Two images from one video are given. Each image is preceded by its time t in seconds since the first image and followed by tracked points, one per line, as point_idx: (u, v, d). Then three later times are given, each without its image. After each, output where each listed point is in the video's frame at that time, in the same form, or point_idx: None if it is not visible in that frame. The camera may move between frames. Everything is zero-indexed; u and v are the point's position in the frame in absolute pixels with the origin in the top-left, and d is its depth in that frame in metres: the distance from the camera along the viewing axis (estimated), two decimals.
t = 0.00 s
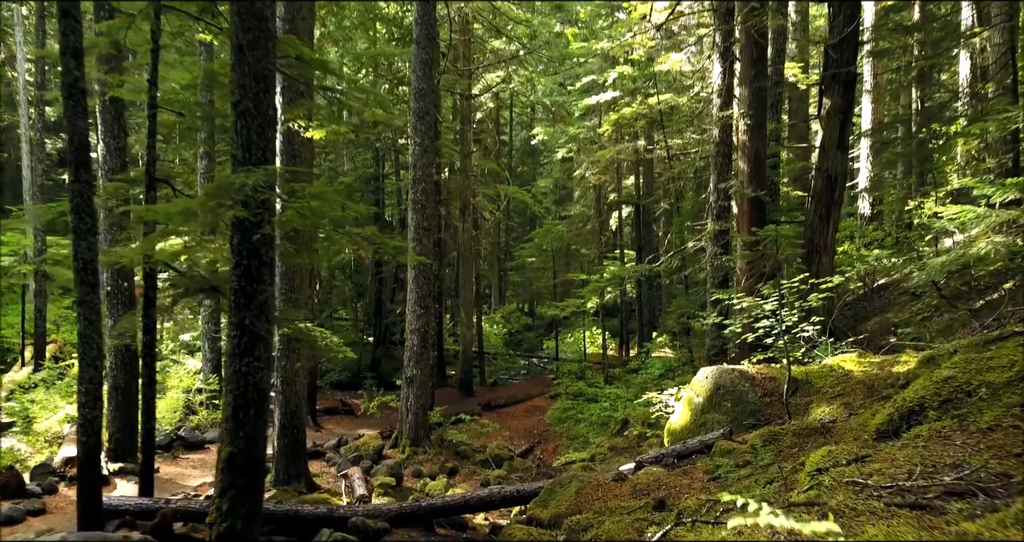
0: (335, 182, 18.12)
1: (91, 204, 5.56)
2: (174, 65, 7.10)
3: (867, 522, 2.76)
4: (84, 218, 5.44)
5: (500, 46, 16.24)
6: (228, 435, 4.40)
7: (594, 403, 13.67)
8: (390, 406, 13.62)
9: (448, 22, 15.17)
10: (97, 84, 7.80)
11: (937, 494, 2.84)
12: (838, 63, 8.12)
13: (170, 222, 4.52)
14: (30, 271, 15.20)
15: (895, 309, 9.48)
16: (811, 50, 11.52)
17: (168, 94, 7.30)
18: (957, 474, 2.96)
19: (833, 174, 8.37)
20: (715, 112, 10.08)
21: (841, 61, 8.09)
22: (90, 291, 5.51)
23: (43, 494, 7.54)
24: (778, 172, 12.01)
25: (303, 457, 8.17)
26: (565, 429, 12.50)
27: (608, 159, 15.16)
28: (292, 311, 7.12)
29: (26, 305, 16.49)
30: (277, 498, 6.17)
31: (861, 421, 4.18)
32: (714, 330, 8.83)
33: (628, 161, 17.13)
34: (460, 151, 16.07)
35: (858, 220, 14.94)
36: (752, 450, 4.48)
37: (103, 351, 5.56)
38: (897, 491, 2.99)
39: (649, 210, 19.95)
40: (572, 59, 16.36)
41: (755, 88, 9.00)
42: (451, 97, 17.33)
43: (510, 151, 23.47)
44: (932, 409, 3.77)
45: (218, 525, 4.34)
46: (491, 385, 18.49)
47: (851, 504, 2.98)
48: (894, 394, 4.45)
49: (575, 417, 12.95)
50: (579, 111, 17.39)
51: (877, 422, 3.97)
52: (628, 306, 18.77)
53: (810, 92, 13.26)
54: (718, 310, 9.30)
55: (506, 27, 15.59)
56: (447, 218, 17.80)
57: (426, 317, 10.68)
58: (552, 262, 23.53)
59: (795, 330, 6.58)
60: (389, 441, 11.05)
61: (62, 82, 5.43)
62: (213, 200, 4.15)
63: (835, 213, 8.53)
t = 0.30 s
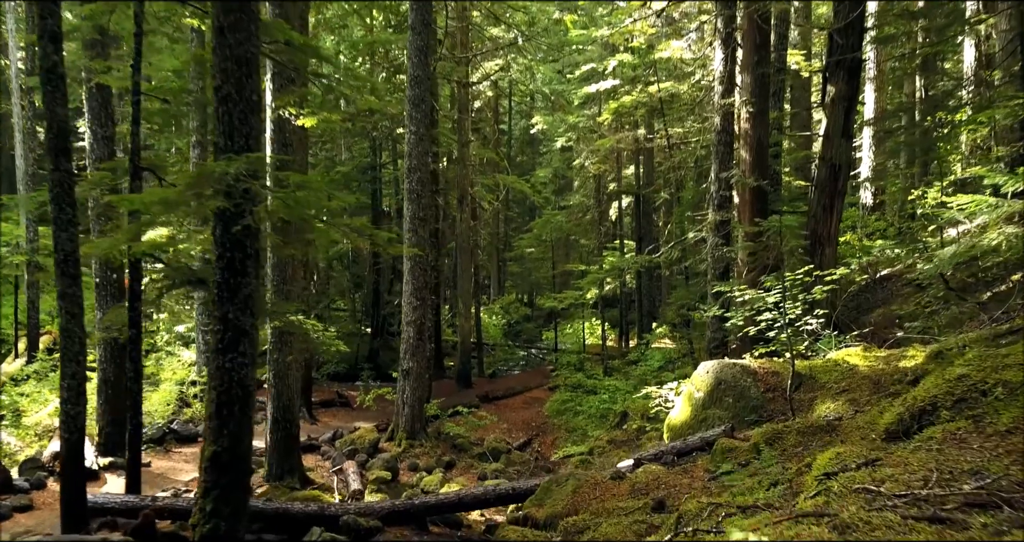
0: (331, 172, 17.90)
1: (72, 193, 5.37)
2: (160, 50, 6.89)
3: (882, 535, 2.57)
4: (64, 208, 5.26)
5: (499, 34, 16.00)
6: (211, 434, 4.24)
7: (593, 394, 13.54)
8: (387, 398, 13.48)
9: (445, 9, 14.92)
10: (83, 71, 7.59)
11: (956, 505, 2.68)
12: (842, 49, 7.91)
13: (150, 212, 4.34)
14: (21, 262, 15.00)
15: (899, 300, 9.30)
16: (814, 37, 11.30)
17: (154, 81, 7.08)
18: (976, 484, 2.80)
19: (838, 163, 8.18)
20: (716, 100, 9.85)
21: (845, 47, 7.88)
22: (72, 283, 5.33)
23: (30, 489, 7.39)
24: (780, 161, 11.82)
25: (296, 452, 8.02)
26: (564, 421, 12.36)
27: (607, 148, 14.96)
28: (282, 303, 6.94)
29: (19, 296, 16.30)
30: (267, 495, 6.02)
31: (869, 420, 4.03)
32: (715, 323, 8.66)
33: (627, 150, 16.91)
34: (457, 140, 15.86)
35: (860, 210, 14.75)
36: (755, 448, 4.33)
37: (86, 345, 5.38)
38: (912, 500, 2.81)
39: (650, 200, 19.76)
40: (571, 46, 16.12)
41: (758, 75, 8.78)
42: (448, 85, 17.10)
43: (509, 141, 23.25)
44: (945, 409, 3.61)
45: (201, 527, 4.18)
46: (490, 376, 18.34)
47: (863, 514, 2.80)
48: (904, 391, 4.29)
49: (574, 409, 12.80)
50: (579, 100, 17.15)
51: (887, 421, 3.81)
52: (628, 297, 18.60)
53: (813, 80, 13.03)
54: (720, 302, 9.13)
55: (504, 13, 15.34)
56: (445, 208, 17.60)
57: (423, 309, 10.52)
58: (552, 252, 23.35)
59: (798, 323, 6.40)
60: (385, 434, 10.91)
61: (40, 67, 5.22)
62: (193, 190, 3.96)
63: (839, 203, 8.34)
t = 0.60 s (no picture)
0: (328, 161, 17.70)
1: (52, 182, 5.17)
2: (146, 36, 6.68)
3: None
4: (44, 198, 5.07)
5: (497, 21, 15.76)
6: (193, 433, 4.08)
7: (592, 386, 13.41)
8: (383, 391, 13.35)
9: None
10: (68, 57, 7.37)
11: (978, 521, 2.51)
12: (847, 34, 7.70)
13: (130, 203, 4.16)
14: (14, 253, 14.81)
15: (903, 292, 9.14)
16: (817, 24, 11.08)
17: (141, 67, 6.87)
18: (999, 497, 2.64)
19: (841, 152, 7.99)
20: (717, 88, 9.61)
21: (850, 33, 7.68)
22: (53, 277, 5.14)
23: (17, 485, 7.23)
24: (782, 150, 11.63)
25: (289, 447, 7.89)
26: (562, 414, 12.23)
27: (607, 138, 14.76)
28: (273, 296, 6.78)
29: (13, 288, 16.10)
30: (257, 493, 5.87)
31: (878, 420, 3.87)
32: (716, 315, 8.50)
33: (627, 140, 16.72)
34: (455, 130, 15.66)
35: (862, 200, 14.57)
36: (758, 448, 4.17)
37: (68, 340, 5.20)
38: (931, 515, 2.64)
39: (650, 190, 19.58)
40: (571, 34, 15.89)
41: (760, 62, 8.57)
42: (446, 74, 16.88)
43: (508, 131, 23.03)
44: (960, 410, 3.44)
45: (183, 530, 4.03)
46: (488, 368, 18.21)
47: (878, 529, 2.63)
48: (914, 390, 4.14)
49: (572, 402, 12.67)
50: (578, 88, 16.94)
51: (897, 422, 3.65)
52: (627, 288, 18.44)
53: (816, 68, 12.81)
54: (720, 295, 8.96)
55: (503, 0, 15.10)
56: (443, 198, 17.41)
57: (419, 301, 10.36)
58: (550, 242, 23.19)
59: (801, 316, 6.24)
60: (381, 427, 10.78)
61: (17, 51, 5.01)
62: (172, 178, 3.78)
63: (843, 192, 8.16)
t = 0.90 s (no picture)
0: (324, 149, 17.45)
1: (27, 170, 4.95)
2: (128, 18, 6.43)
3: None
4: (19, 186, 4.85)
5: (495, 6, 15.49)
6: (171, 433, 3.90)
7: (591, 377, 13.26)
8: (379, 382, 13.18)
9: None
10: (50, 41, 7.12)
11: None
12: (854, 17, 7.44)
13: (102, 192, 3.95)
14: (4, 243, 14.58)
15: (908, 283, 8.96)
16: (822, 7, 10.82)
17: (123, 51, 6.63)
18: None
19: (847, 139, 7.77)
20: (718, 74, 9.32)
21: (857, 16, 7.43)
22: (30, 268, 4.93)
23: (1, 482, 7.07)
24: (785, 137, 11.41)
25: (280, 441, 7.73)
26: (560, 405, 12.08)
27: (607, 125, 14.54)
28: (262, 288, 6.59)
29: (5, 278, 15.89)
30: (244, 491, 5.71)
31: (889, 421, 3.68)
32: (717, 306, 8.30)
33: (627, 127, 16.47)
34: (452, 117, 15.41)
35: (865, 188, 14.37)
36: (761, 448, 3.99)
37: (46, 335, 4.99)
38: (955, 533, 2.41)
39: (650, 178, 19.36)
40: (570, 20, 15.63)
41: (764, 46, 8.32)
42: (443, 60, 16.61)
43: (507, 118, 22.77)
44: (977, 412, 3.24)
45: (161, 534, 3.85)
46: (486, 358, 18.05)
47: None
48: (926, 388, 3.95)
49: (571, 393, 12.51)
50: (577, 75, 16.67)
51: (911, 424, 3.45)
52: (627, 277, 18.25)
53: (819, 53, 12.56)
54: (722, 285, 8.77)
55: None
56: (440, 186, 17.19)
57: (414, 292, 10.16)
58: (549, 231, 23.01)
59: (805, 309, 6.04)
60: (376, 419, 10.62)
61: None
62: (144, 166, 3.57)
63: (848, 181, 7.93)
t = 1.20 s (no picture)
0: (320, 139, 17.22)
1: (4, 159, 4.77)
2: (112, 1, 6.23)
3: None
4: None
5: None
6: (151, 434, 3.75)
7: (590, 369, 13.13)
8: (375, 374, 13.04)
9: None
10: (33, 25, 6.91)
11: None
12: (860, 2, 7.24)
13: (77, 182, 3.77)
14: None
15: (912, 274, 8.79)
16: None
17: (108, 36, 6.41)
18: None
19: (852, 127, 7.58)
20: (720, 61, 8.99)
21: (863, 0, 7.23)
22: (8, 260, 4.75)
23: None
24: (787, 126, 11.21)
25: (272, 436, 7.59)
26: (559, 398, 11.95)
27: (606, 114, 14.34)
28: (251, 280, 6.41)
29: None
30: (233, 489, 5.57)
31: (899, 422, 3.53)
32: (718, 299, 8.13)
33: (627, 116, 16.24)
34: (450, 106, 15.19)
35: (868, 178, 14.18)
36: (765, 448, 3.84)
37: (25, 330, 4.83)
38: None
39: (650, 168, 19.16)
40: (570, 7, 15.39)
41: (767, 32, 8.12)
42: (441, 48, 16.36)
43: (506, 107, 22.54)
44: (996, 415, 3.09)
45: (141, 538, 3.70)
46: (484, 350, 17.91)
47: None
48: (939, 388, 3.80)
49: (569, 385, 12.37)
50: (576, 64, 16.42)
51: (925, 428, 3.31)
52: (626, 268, 18.08)
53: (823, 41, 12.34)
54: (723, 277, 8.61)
55: None
56: (438, 176, 16.99)
57: (409, 283, 10.00)
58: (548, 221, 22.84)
59: (809, 302, 5.88)
60: (372, 412, 10.49)
61: None
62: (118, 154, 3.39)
63: (853, 170, 7.75)
